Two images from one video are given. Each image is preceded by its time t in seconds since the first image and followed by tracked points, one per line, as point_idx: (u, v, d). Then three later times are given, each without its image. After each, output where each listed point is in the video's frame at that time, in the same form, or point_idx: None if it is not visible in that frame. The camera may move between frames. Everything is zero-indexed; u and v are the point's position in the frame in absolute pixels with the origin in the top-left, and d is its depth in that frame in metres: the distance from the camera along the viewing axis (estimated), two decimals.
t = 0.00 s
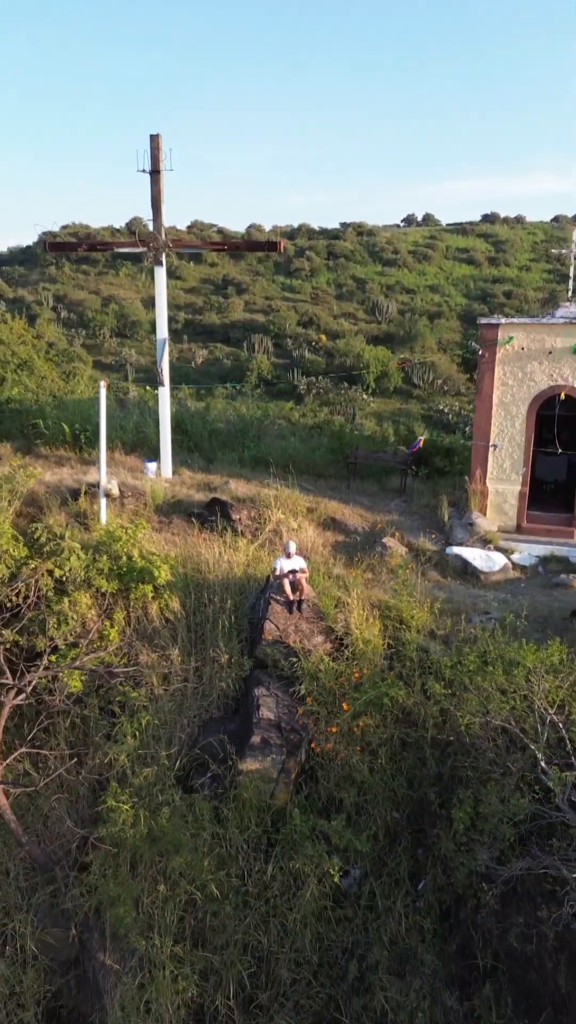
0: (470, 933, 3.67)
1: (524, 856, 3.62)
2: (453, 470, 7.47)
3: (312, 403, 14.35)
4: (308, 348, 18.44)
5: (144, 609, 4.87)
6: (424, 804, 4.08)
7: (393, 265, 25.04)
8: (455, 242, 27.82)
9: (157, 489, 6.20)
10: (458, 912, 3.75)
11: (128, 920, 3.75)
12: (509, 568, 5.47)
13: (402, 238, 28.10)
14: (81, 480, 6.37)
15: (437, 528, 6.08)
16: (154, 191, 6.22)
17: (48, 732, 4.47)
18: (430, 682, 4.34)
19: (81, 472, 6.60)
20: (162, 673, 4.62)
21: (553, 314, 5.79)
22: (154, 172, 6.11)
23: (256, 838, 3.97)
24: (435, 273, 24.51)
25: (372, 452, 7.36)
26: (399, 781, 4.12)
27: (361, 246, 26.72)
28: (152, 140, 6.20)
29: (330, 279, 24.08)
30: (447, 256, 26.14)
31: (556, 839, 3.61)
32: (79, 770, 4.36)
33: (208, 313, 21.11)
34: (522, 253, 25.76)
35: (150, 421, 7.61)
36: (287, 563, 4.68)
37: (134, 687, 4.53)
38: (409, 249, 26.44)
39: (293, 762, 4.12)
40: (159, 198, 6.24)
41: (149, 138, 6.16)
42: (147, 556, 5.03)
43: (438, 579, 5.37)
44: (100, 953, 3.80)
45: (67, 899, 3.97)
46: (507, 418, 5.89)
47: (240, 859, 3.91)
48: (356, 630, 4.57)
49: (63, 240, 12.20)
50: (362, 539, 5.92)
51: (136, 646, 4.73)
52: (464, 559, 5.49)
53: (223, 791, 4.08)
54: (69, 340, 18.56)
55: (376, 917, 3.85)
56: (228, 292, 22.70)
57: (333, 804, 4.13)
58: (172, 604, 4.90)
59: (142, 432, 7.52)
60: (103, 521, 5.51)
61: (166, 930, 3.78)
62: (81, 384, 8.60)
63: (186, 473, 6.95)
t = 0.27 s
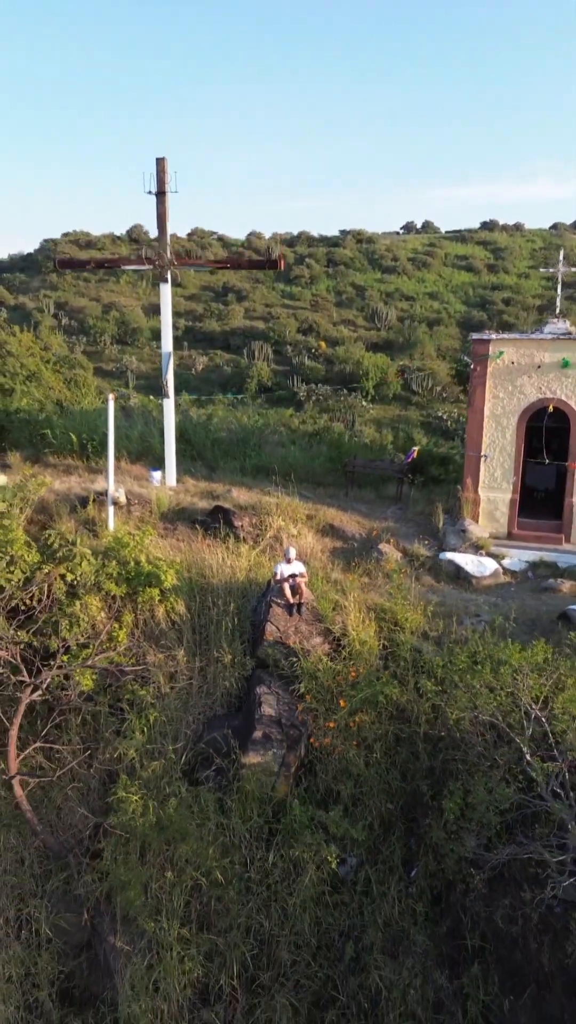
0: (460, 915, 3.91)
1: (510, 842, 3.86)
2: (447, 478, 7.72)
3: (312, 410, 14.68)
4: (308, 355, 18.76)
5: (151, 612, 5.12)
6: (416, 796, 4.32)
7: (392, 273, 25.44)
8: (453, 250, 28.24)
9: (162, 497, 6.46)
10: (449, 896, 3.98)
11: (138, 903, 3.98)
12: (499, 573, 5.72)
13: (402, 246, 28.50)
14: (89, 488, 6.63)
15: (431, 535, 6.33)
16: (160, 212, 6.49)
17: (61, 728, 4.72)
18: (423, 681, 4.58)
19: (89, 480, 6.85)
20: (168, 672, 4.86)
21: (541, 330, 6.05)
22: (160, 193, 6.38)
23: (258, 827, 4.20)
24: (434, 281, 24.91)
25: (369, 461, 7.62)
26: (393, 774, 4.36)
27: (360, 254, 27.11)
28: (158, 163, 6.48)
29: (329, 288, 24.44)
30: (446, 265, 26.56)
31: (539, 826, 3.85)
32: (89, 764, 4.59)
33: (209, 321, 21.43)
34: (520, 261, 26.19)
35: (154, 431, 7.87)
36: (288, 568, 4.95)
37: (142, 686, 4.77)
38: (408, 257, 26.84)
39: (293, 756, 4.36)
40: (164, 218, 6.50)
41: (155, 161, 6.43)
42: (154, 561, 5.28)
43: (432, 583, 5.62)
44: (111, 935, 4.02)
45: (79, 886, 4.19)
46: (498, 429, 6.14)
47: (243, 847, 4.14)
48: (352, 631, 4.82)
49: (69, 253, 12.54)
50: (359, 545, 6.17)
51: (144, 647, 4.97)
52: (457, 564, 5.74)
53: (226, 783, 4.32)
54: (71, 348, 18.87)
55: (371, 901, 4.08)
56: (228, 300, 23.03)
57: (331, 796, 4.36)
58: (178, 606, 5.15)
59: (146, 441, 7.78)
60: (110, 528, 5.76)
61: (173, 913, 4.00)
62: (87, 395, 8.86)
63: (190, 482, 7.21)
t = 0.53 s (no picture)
0: (450, 901, 4.14)
1: (496, 831, 4.08)
2: (442, 486, 7.98)
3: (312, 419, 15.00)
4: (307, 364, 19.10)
5: (158, 614, 5.38)
6: (410, 789, 4.55)
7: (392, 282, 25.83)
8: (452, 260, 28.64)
9: (167, 505, 6.73)
10: (440, 883, 4.21)
11: (146, 889, 4.22)
12: (490, 578, 5.98)
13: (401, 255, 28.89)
14: (97, 496, 6.89)
15: (426, 541, 6.60)
16: (165, 232, 6.76)
17: (73, 725, 4.95)
18: (416, 680, 4.83)
19: (96, 489, 7.12)
20: (174, 673, 5.11)
21: (530, 345, 6.32)
22: (165, 214, 6.65)
23: (259, 819, 4.44)
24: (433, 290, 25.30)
25: (366, 469, 7.90)
26: (388, 769, 4.60)
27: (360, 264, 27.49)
28: (164, 185, 6.76)
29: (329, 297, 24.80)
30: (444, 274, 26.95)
31: (523, 815, 4.07)
32: (99, 759, 4.84)
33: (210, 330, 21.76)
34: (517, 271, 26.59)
35: (159, 441, 8.15)
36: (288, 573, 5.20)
37: (149, 685, 5.02)
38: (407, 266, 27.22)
39: (293, 751, 4.60)
40: (169, 238, 6.77)
41: (161, 183, 6.71)
42: (160, 567, 5.54)
43: (426, 588, 5.88)
44: (121, 920, 4.26)
45: (90, 874, 4.42)
46: (489, 440, 6.41)
47: (246, 837, 4.38)
48: (349, 634, 5.08)
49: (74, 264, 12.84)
50: (356, 551, 6.43)
51: (150, 649, 5.23)
52: (450, 569, 6.00)
53: (230, 777, 4.56)
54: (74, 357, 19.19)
55: (366, 888, 4.31)
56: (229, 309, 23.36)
57: (329, 789, 4.61)
58: (183, 610, 5.41)
59: (151, 451, 8.05)
60: (118, 535, 6.02)
61: (179, 899, 4.24)
62: (93, 406, 9.13)
63: (193, 490, 7.48)
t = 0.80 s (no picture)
0: (440, 888, 4.38)
1: (484, 822, 4.32)
2: (437, 496, 8.26)
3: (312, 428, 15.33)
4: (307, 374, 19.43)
5: (164, 619, 5.67)
6: (403, 784, 4.78)
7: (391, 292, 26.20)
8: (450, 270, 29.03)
9: (171, 514, 7.01)
10: (431, 872, 4.45)
11: (153, 878, 4.46)
12: (482, 584, 6.25)
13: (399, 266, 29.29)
14: (104, 505, 7.16)
15: (420, 549, 6.88)
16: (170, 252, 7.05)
17: (82, 723, 5.22)
18: (409, 680, 5.10)
19: (103, 498, 7.40)
20: (180, 674, 5.38)
21: (519, 361, 6.62)
22: (170, 236, 6.96)
23: (260, 812, 4.69)
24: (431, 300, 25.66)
25: (363, 479, 8.19)
26: (383, 764, 4.84)
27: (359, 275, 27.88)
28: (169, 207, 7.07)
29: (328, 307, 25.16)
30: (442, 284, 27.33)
31: (510, 807, 4.32)
32: (109, 757, 5.08)
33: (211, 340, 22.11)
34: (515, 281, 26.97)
35: (163, 452, 8.44)
36: (288, 579, 5.48)
37: (156, 686, 5.28)
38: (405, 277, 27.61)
39: (293, 748, 4.84)
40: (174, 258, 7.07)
41: (166, 206, 7.02)
42: (166, 573, 5.83)
43: (419, 593, 6.15)
44: (130, 907, 4.49)
45: (101, 864, 4.67)
46: (480, 452, 6.69)
47: (248, 829, 4.63)
48: (346, 637, 5.36)
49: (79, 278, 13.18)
50: (353, 558, 6.71)
51: (157, 651, 5.49)
52: (442, 575, 6.27)
53: (232, 772, 4.80)
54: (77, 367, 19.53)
55: (362, 877, 4.55)
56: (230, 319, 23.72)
57: (326, 784, 4.86)
58: (188, 614, 5.69)
59: (156, 461, 8.34)
60: (125, 542, 6.29)
61: (185, 886, 4.48)
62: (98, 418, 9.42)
63: (197, 499, 7.77)
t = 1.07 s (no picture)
0: (432, 877, 4.64)
1: (474, 815, 4.56)
2: (432, 505, 8.53)
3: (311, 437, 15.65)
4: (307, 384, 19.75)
5: (169, 623, 5.96)
6: (397, 779, 5.04)
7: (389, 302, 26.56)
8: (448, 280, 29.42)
9: (176, 522, 7.30)
10: (423, 862, 4.71)
11: (161, 868, 4.70)
12: (474, 589, 6.51)
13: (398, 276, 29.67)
14: (111, 514, 7.44)
15: (415, 556, 7.15)
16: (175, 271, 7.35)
17: (92, 722, 5.50)
18: (403, 681, 5.37)
19: (110, 507, 7.67)
20: (185, 675, 5.66)
21: (510, 376, 6.89)
22: (175, 256, 7.25)
23: (262, 805, 4.94)
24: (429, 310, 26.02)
25: (361, 489, 8.48)
26: (378, 761, 5.10)
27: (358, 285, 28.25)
28: (174, 229, 7.37)
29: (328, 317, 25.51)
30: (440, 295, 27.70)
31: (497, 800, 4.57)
32: (118, 754, 5.35)
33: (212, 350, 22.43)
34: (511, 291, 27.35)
35: (167, 462, 8.72)
36: (288, 586, 5.77)
37: (162, 687, 5.55)
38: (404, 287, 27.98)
39: (293, 746, 5.10)
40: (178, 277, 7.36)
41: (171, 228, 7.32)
42: (172, 580, 6.10)
43: (414, 598, 6.42)
44: (139, 896, 4.75)
45: (111, 855, 4.91)
46: (473, 463, 6.98)
47: (250, 822, 4.88)
48: (343, 640, 5.63)
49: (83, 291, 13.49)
50: (351, 565, 6.98)
51: (163, 654, 5.76)
52: (436, 581, 6.55)
53: (235, 768, 5.06)
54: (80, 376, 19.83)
55: (358, 867, 4.80)
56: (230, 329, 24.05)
57: (325, 779, 5.12)
58: (192, 619, 5.99)
59: (160, 471, 8.63)
60: (132, 550, 6.56)
61: (190, 875, 4.73)
62: (104, 428, 9.70)
63: (200, 508, 8.05)
